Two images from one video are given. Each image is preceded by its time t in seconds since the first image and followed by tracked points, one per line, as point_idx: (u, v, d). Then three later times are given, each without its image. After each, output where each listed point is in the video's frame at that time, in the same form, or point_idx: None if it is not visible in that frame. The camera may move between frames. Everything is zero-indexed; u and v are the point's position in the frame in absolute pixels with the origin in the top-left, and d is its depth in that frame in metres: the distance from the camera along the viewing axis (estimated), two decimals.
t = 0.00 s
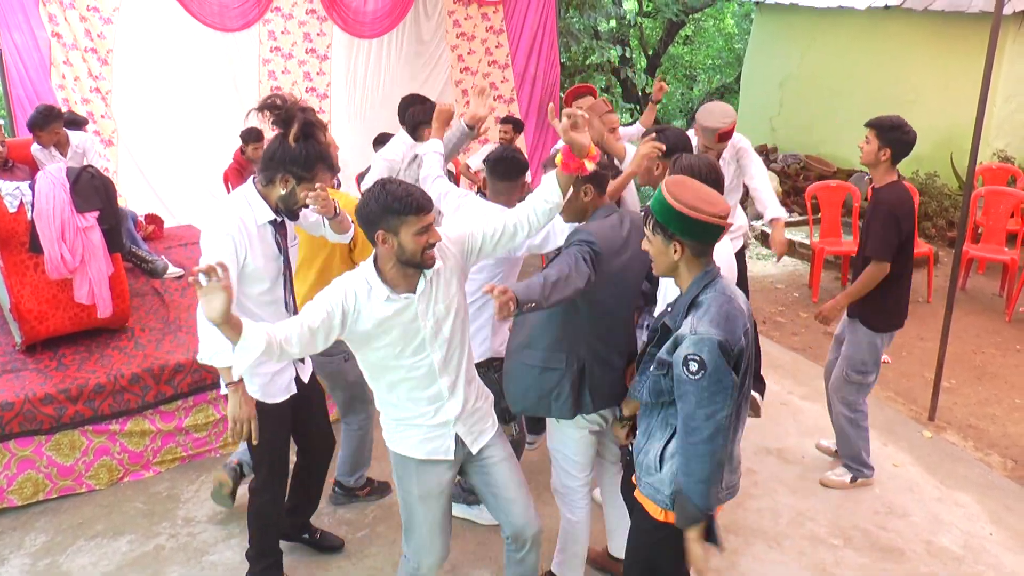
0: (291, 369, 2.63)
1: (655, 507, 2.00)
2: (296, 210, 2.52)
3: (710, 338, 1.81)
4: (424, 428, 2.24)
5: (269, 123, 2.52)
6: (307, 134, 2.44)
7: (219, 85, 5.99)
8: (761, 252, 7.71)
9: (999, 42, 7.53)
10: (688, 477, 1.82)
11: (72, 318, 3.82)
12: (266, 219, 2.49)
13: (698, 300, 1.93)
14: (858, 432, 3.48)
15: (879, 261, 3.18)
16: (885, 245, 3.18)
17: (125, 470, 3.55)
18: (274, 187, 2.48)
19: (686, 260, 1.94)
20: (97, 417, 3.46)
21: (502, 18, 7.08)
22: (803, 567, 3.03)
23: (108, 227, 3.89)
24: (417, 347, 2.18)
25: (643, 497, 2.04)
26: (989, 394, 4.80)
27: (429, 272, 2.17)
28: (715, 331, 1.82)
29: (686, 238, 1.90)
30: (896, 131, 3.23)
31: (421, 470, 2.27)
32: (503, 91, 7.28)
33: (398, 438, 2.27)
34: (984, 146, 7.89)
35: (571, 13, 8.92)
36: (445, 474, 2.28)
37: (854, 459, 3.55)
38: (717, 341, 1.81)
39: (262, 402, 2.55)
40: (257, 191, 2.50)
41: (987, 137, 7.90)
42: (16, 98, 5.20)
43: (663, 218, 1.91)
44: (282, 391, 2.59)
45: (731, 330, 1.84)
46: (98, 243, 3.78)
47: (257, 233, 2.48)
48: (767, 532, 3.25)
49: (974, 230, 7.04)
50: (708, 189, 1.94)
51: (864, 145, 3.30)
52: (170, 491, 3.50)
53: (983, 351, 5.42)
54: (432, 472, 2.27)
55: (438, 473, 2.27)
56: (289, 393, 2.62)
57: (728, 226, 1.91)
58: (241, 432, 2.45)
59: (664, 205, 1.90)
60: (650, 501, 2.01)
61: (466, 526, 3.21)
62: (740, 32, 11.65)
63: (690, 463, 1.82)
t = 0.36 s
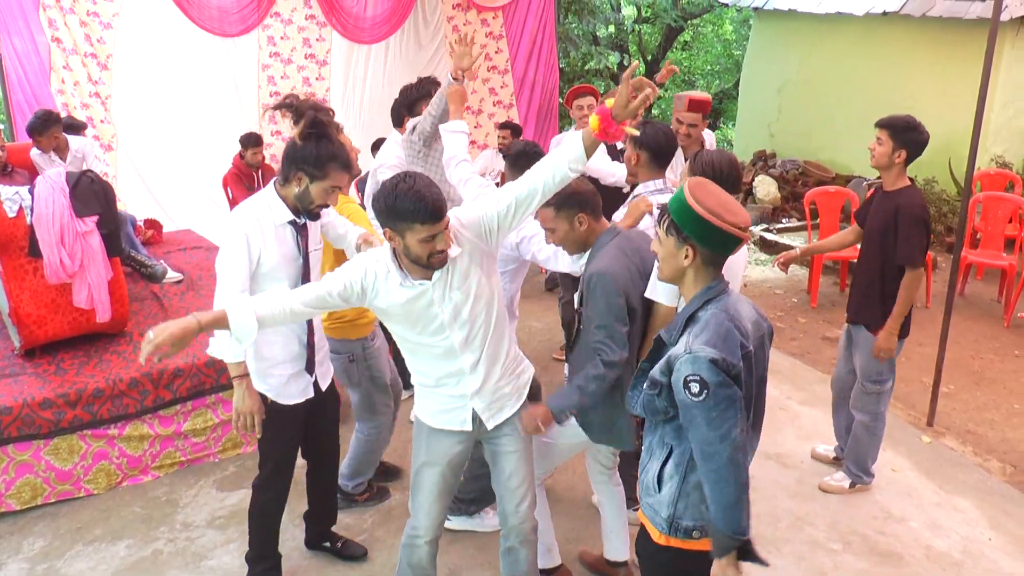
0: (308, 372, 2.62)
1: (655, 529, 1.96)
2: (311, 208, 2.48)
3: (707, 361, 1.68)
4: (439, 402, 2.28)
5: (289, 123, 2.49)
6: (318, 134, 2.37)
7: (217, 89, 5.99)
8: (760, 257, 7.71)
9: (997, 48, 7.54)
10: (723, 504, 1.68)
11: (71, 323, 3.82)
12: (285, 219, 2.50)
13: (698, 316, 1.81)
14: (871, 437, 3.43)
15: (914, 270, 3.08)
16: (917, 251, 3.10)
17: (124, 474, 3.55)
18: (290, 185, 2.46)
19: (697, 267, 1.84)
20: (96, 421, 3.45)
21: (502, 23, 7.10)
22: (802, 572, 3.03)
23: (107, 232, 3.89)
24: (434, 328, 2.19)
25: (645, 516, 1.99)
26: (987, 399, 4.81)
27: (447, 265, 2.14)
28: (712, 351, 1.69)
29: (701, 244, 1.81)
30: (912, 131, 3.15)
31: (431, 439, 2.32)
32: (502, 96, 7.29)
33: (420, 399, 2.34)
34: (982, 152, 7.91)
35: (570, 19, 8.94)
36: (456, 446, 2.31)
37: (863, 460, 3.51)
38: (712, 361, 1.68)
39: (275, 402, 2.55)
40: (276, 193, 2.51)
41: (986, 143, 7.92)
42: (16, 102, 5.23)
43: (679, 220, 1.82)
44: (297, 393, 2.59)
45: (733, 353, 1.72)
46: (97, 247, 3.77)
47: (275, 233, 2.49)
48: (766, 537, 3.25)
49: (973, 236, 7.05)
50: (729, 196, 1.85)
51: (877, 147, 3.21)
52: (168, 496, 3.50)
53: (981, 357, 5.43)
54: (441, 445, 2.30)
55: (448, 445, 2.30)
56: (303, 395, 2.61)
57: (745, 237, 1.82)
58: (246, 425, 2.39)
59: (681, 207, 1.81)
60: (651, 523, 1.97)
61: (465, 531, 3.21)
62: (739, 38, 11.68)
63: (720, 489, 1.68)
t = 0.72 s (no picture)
0: (325, 365, 2.65)
1: (646, 542, 1.98)
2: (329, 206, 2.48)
3: (682, 377, 1.70)
4: (450, 420, 2.27)
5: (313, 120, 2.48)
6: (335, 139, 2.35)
7: (213, 89, 5.99)
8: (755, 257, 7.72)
9: (990, 47, 7.55)
10: (585, 477, 1.81)
11: (66, 324, 3.81)
12: (306, 214, 2.50)
13: (697, 331, 1.82)
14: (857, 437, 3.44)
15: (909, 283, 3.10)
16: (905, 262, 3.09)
17: (119, 475, 3.54)
18: (311, 180, 2.46)
19: (703, 282, 1.83)
20: (91, 422, 3.44)
21: (497, 23, 7.10)
22: (797, 570, 3.04)
23: (101, 232, 3.88)
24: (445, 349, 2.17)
25: (637, 530, 2.02)
26: (981, 398, 4.82)
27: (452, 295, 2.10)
28: (690, 367, 1.71)
29: (706, 260, 1.79)
30: (889, 141, 3.13)
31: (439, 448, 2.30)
32: (498, 96, 7.30)
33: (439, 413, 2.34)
34: (976, 151, 7.92)
35: (566, 19, 8.94)
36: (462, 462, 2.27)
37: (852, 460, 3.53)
38: (689, 379, 1.70)
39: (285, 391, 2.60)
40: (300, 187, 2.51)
41: (980, 142, 7.93)
42: (10, 103, 5.24)
43: (685, 234, 1.80)
44: (311, 385, 2.62)
45: (715, 372, 1.72)
46: (92, 248, 3.76)
47: (296, 228, 2.49)
48: (761, 536, 3.25)
49: (967, 235, 7.07)
50: (734, 210, 1.83)
51: (854, 159, 3.20)
52: (163, 497, 3.49)
53: (976, 355, 5.44)
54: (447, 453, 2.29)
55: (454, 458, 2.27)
56: (318, 389, 2.63)
57: (751, 254, 1.80)
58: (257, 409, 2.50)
59: (687, 221, 1.79)
60: (643, 536, 1.99)
61: (461, 531, 3.21)
62: (734, 38, 11.70)
63: (595, 468, 1.79)
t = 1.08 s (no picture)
0: (324, 367, 2.64)
1: (634, 520, 1.96)
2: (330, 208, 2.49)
3: (675, 357, 1.74)
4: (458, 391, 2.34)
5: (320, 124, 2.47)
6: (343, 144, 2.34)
7: (210, 89, 5.99)
8: (752, 256, 7.73)
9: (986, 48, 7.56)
10: (619, 456, 1.88)
11: (63, 323, 3.81)
12: (307, 215, 2.50)
13: (691, 312, 1.85)
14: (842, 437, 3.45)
15: (848, 273, 3.07)
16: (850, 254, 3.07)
17: (116, 475, 3.54)
18: (313, 183, 2.47)
19: (700, 264, 1.85)
20: (88, 422, 3.43)
21: (494, 23, 7.10)
22: (794, 569, 3.04)
23: (98, 232, 3.87)
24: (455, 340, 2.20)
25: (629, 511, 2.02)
26: (978, 397, 4.83)
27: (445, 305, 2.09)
28: (682, 343, 1.74)
29: (704, 243, 1.81)
30: (853, 134, 3.12)
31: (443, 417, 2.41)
32: (495, 96, 7.30)
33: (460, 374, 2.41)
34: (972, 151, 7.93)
35: (563, 19, 8.94)
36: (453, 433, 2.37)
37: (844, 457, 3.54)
38: (681, 355, 1.73)
39: (280, 390, 2.60)
40: (303, 187, 2.51)
41: (976, 142, 7.94)
42: (6, 103, 5.22)
43: (684, 217, 1.81)
44: (306, 388, 2.61)
45: (706, 352, 1.75)
46: (89, 247, 3.76)
47: (298, 229, 2.49)
48: (758, 535, 3.26)
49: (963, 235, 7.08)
50: (734, 195, 1.85)
51: (822, 151, 3.20)
52: (161, 496, 3.49)
53: (972, 354, 5.45)
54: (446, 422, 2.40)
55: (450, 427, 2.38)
56: (313, 391, 2.62)
57: (748, 239, 1.82)
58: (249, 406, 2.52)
59: (687, 202, 1.81)
60: (631, 513, 1.98)
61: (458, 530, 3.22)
62: (731, 38, 11.71)
63: (624, 449, 1.86)
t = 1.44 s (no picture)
0: (320, 374, 2.62)
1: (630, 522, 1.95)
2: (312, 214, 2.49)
3: (667, 348, 1.74)
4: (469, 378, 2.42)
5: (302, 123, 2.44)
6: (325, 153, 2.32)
7: (210, 90, 5.99)
8: (751, 257, 7.73)
9: (987, 49, 7.55)
10: (613, 466, 1.85)
11: (63, 323, 3.81)
12: (293, 222, 2.49)
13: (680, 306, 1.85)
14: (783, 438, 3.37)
15: (827, 272, 3.02)
16: (829, 252, 3.02)
17: (116, 475, 3.54)
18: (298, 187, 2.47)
19: (689, 260, 1.85)
20: (88, 422, 3.43)
21: (495, 24, 7.10)
22: (794, 570, 3.04)
23: (98, 232, 3.87)
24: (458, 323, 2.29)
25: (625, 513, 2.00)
26: (978, 398, 4.83)
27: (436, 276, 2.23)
28: (673, 336, 1.75)
29: (692, 238, 1.82)
30: (828, 130, 3.04)
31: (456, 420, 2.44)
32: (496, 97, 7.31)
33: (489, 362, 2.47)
34: (973, 152, 7.93)
35: (563, 20, 8.94)
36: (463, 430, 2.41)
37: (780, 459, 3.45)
38: (672, 346, 1.74)
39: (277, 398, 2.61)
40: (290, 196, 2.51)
41: (977, 143, 7.94)
42: (7, 102, 5.24)
43: (673, 213, 1.82)
44: (300, 395, 2.60)
45: (698, 343, 1.76)
46: (89, 247, 3.76)
47: (284, 235, 2.48)
48: (758, 536, 3.26)
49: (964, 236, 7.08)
50: (721, 191, 1.86)
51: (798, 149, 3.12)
52: (161, 497, 3.49)
53: (973, 355, 5.45)
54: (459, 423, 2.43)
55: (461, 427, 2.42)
56: (309, 399, 2.62)
57: (737, 235, 1.83)
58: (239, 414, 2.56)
59: (674, 198, 1.82)
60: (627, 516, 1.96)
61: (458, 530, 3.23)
62: (731, 39, 11.72)
63: (618, 456, 1.84)
